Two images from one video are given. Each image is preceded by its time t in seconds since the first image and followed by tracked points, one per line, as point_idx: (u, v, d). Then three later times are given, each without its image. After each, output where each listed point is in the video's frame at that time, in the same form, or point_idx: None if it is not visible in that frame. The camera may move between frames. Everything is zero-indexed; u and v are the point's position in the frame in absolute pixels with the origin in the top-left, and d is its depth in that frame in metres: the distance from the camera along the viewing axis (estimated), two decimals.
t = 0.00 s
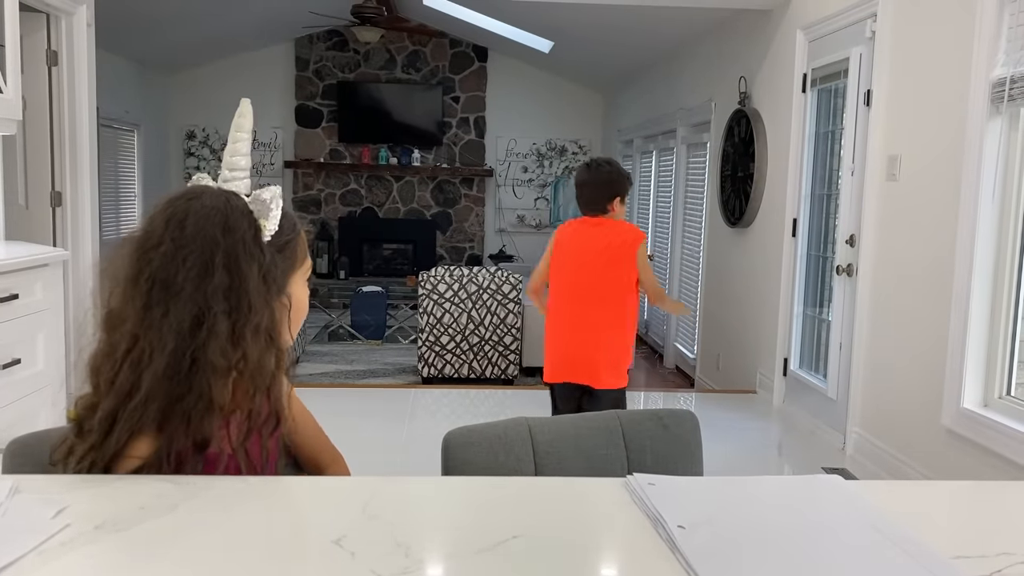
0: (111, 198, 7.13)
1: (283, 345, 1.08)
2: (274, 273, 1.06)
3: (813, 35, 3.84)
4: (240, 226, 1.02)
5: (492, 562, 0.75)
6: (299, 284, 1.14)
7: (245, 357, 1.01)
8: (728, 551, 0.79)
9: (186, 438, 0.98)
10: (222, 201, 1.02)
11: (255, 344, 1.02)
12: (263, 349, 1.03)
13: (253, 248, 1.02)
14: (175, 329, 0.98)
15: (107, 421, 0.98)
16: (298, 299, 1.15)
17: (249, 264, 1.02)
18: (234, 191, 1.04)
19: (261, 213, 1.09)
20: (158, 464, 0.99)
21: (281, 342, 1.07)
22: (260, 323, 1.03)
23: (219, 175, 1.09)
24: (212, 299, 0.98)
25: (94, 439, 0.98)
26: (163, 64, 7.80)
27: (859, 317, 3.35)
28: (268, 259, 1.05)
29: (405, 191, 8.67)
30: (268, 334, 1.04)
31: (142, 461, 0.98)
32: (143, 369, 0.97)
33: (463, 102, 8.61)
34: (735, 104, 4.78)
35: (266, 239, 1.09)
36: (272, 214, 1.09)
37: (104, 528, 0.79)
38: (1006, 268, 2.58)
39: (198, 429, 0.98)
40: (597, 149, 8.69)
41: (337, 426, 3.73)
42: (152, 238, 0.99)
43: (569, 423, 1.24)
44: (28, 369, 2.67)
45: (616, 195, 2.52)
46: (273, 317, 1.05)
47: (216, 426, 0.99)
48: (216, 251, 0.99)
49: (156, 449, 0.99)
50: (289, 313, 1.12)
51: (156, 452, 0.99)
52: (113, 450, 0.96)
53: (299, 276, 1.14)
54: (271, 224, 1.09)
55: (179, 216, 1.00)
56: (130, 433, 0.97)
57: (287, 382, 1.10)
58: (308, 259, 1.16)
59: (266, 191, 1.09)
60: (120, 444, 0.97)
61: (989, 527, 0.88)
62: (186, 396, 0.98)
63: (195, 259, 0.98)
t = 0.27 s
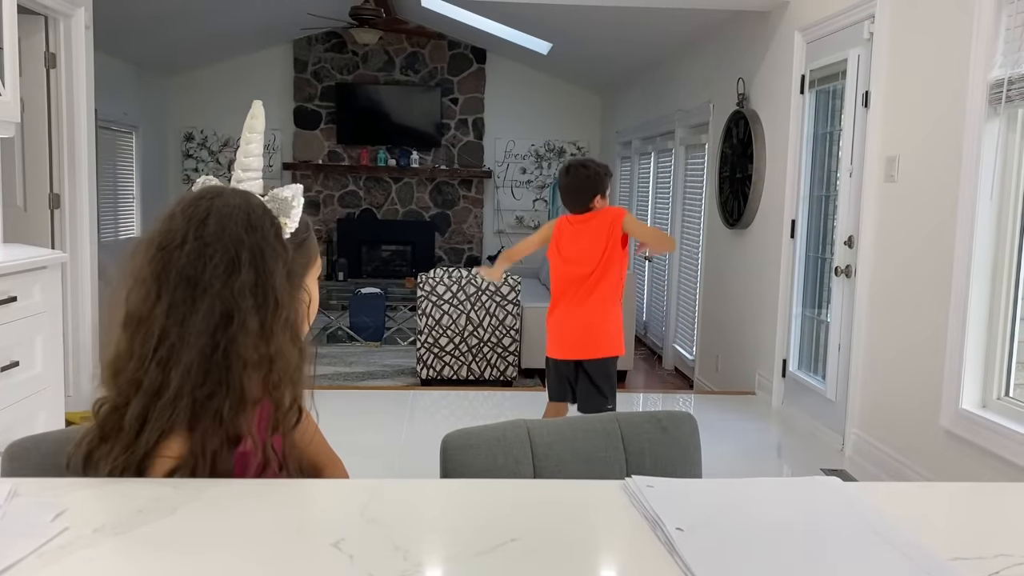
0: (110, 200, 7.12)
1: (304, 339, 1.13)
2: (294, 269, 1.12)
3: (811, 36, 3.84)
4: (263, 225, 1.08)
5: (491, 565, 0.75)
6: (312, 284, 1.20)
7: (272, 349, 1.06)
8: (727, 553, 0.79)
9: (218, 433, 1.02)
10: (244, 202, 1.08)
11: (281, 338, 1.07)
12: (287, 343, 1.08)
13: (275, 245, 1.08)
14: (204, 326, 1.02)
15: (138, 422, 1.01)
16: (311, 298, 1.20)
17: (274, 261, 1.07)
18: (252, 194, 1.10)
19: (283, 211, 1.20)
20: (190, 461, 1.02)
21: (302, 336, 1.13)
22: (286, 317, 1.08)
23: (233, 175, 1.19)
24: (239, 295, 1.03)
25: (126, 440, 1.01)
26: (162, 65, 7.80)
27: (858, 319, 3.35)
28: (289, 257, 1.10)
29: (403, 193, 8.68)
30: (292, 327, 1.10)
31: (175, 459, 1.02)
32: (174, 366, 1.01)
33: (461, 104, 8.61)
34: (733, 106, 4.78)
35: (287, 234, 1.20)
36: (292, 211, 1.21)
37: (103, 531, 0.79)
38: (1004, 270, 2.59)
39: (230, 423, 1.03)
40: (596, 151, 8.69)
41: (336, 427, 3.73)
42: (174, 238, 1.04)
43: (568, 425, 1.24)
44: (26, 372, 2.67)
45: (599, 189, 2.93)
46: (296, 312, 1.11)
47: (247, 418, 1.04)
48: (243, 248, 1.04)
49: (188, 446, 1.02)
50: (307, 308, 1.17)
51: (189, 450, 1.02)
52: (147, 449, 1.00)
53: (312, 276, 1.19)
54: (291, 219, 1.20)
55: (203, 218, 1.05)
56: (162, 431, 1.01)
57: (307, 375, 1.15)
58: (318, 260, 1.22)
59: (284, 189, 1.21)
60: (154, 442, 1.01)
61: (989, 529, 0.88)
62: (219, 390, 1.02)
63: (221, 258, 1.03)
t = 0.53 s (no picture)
0: (108, 203, 7.11)
1: (320, 335, 1.17)
2: (310, 267, 1.16)
3: (809, 38, 3.84)
4: (282, 224, 1.11)
5: (488, 567, 0.75)
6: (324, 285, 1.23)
7: (293, 344, 1.10)
8: (724, 556, 0.79)
9: (246, 430, 1.04)
10: (262, 201, 1.11)
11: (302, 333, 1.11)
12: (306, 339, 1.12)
13: (293, 243, 1.12)
14: (229, 323, 1.05)
15: (166, 421, 1.03)
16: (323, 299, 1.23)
17: (293, 258, 1.11)
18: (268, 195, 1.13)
19: (298, 209, 1.30)
20: (219, 458, 1.04)
21: (319, 332, 1.17)
22: (305, 313, 1.12)
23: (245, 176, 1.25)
24: (262, 292, 1.06)
25: (154, 440, 1.03)
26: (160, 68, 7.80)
27: (856, 321, 3.35)
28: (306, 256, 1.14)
29: (402, 195, 8.68)
30: (310, 324, 1.14)
31: (203, 456, 1.04)
32: (201, 364, 1.04)
33: (460, 106, 8.62)
34: (731, 108, 4.78)
35: (302, 232, 1.30)
36: (307, 211, 1.31)
37: (100, 535, 0.79)
38: (1002, 272, 2.59)
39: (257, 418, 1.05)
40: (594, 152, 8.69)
41: (334, 429, 3.73)
42: (194, 236, 1.07)
43: (564, 427, 1.24)
44: (24, 375, 2.66)
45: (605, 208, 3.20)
46: (314, 310, 1.14)
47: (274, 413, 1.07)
48: (265, 246, 1.08)
49: (216, 443, 1.04)
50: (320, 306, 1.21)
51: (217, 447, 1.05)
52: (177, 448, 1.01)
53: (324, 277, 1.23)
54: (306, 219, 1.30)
55: (222, 218, 1.08)
56: (192, 430, 1.03)
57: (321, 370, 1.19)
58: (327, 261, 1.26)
59: (298, 190, 1.31)
60: (183, 440, 1.02)
61: (988, 531, 0.88)
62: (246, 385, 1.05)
63: (243, 256, 1.06)
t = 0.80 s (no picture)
0: (106, 205, 7.11)
1: (326, 336, 1.17)
2: (317, 268, 1.16)
3: (807, 40, 3.85)
4: (290, 225, 1.11)
5: (486, 570, 0.75)
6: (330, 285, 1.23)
7: (301, 345, 1.10)
8: (723, 558, 0.79)
9: (255, 430, 1.05)
10: (270, 202, 1.11)
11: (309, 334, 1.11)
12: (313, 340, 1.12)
13: (301, 245, 1.11)
14: (238, 324, 1.05)
15: (176, 422, 1.03)
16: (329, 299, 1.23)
17: (302, 259, 1.11)
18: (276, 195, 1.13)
19: (305, 211, 1.31)
20: (230, 457, 1.05)
21: (325, 333, 1.17)
22: (313, 314, 1.12)
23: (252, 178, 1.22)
24: (269, 293, 1.06)
25: (164, 441, 1.03)
26: (158, 71, 7.80)
27: (855, 323, 3.35)
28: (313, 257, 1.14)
29: (400, 197, 8.68)
30: (317, 324, 1.14)
31: (214, 456, 1.04)
32: (210, 364, 1.04)
33: (458, 108, 8.62)
34: (729, 109, 4.79)
35: (309, 233, 1.31)
36: (315, 213, 1.32)
37: (97, 538, 0.79)
38: (1000, 274, 2.59)
39: (267, 418, 1.06)
40: (593, 154, 8.69)
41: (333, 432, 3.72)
42: (202, 237, 1.07)
43: (563, 429, 1.24)
44: (22, 378, 2.66)
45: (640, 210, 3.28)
46: (321, 310, 1.15)
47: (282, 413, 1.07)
48: (273, 246, 1.08)
49: (226, 443, 1.05)
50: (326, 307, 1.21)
51: (226, 447, 1.05)
52: (188, 448, 1.02)
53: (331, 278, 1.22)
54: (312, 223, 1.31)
55: (231, 218, 1.08)
56: (202, 430, 1.03)
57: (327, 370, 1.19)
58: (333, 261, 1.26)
59: (305, 192, 1.32)
60: (194, 440, 1.03)
61: (989, 533, 0.88)
62: (255, 385, 1.05)
63: (250, 257, 1.06)
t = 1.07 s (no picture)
0: (105, 207, 7.10)
1: (326, 338, 1.17)
2: (315, 270, 1.16)
3: (805, 42, 3.85)
4: (287, 226, 1.11)
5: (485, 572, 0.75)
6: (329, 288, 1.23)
7: (301, 348, 1.10)
8: (722, 560, 0.79)
9: (260, 432, 1.05)
10: (266, 204, 1.11)
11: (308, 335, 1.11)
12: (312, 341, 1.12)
13: (299, 247, 1.11)
14: (237, 326, 1.05)
15: (182, 426, 1.02)
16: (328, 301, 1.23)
17: (300, 261, 1.11)
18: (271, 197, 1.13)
19: (303, 213, 1.29)
20: (236, 461, 1.05)
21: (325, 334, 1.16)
22: (311, 316, 1.12)
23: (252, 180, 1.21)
24: (267, 295, 1.06)
25: (170, 445, 1.03)
26: (156, 73, 7.79)
27: (853, 325, 3.35)
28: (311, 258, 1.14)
29: (398, 199, 8.68)
30: (316, 326, 1.13)
31: (222, 459, 1.04)
32: (211, 366, 1.04)
33: (457, 110, 8.63)
34: (728, 111, 4.79)
35: (307, 235, 1.28)
36: (313, 214, 1.29)
37: (96, 541, 0.79)
38: (998, 277, 2.60)
39: (270, 420, 1.05)
40: (591, 156, 8.69)
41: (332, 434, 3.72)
42: (200, 238, 1.07)
43: (562, 431, 1.24)
44: (20, 380, 2.66)
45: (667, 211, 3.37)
46: (319, 312, 1.14)
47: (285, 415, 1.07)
48: (270, 247, 1.08)
49: (233, 447, 1.05)
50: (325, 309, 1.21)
51: (231, 450, 1.05)
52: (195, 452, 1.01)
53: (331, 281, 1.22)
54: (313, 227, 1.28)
55: (228, 220, 1.09)
56: (208, 433, 1.03)
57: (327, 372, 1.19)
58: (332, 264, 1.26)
59: (303, 194, 1.31)
60: (201, 444, 1.02)
61: (987, 535, 0.88)
62: (258, 387, 1.05)
63: (247, 258, 1.06)
